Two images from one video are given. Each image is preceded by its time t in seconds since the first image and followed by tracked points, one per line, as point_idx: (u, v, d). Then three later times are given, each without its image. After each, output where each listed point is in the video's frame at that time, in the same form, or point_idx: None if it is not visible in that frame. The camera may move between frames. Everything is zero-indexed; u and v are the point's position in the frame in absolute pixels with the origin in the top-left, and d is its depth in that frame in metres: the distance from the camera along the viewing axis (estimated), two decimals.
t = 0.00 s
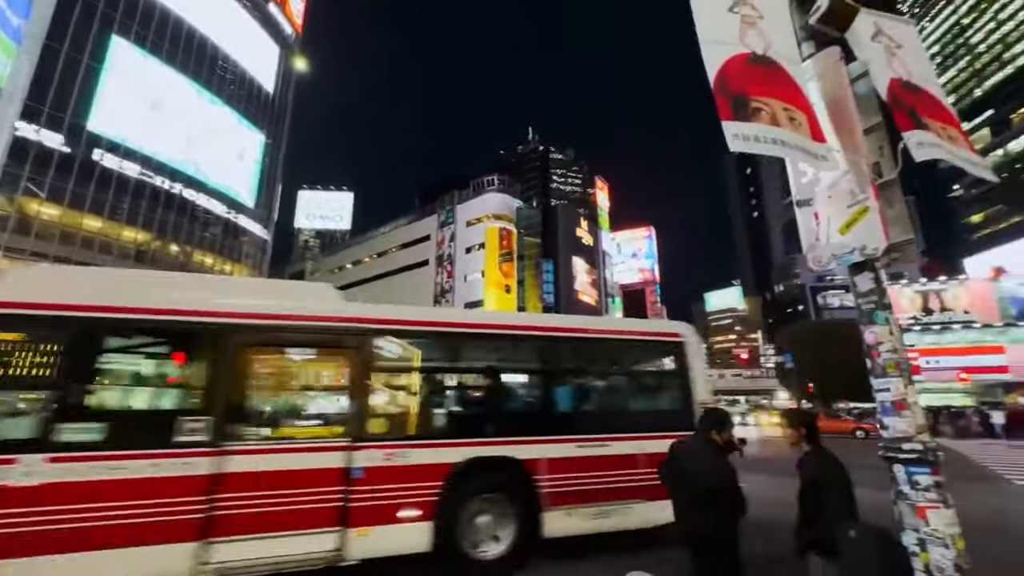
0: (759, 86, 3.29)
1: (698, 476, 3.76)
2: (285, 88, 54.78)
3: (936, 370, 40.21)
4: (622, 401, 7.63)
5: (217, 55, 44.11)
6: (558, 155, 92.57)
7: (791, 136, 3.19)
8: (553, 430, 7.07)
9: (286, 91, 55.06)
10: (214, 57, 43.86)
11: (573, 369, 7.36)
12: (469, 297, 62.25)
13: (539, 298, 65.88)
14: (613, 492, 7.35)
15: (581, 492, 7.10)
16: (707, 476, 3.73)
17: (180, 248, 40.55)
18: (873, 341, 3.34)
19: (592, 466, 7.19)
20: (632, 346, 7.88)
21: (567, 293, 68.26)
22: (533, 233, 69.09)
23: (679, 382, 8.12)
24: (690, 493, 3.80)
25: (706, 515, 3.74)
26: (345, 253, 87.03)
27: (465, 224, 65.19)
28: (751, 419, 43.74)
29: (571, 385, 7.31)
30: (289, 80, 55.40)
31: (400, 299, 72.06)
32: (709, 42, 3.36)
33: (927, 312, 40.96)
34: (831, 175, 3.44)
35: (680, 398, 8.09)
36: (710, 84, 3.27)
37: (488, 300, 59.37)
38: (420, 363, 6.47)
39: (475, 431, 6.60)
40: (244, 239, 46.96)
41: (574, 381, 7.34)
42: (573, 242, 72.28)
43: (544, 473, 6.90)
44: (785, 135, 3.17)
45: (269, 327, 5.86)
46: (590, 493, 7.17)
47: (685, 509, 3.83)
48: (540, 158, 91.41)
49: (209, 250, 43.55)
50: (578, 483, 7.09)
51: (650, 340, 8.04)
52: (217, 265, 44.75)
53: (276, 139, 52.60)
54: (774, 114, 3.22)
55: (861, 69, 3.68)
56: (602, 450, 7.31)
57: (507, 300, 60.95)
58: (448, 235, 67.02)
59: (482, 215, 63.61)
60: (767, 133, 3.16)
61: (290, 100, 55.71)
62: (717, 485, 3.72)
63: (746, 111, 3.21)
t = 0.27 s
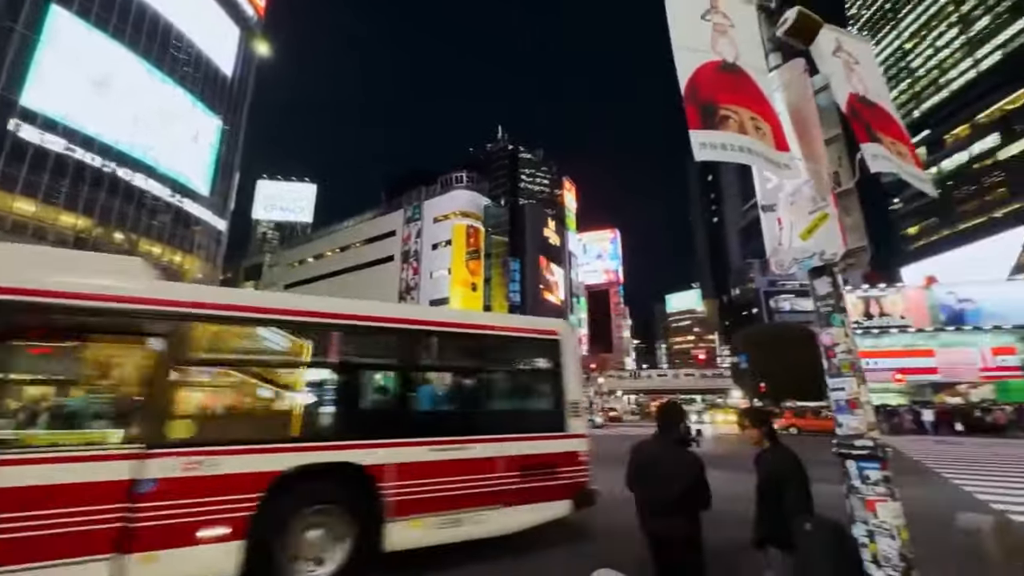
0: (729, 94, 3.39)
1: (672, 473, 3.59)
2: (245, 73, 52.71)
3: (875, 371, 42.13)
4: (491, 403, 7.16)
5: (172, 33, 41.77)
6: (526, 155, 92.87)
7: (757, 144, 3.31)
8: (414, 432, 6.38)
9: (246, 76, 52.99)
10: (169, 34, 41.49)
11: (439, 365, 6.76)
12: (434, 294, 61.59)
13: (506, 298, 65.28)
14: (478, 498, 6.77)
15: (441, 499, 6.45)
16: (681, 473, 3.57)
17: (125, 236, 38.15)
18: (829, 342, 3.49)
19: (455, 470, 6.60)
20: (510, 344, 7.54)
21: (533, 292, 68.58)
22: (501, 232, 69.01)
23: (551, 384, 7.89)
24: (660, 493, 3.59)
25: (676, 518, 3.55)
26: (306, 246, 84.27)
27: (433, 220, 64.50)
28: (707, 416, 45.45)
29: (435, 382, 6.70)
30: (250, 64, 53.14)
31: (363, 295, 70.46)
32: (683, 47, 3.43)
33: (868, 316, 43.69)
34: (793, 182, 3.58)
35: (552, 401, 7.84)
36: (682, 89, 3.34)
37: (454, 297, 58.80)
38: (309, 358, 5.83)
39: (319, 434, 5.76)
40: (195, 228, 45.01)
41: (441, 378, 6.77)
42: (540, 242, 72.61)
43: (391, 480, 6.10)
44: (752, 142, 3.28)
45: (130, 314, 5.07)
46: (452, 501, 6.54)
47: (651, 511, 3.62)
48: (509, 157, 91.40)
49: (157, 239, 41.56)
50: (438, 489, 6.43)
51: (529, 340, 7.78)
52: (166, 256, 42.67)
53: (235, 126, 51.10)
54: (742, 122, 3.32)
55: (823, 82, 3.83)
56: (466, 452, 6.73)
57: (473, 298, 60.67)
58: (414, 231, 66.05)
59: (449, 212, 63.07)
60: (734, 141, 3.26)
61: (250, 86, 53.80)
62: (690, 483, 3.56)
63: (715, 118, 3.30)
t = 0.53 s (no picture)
0: (692, 102, 3.48)
1: (631, 476, 3.64)
2: (198, 53, 49.90)
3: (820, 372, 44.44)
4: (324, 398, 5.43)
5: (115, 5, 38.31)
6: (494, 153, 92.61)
7: (716, 151, 3.42)
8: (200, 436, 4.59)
9: (200, 56, 50.19)
10: (112, 6, 38.02)
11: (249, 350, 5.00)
12: (397, 291, 60.57)
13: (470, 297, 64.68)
14: (291, 517, 5.04)
15: (232, 520, 4.69)
16: (640, 476, 3.64)
17: (59, 221, 35.50)
18: (783, 343, 3.64)
19: (255, 483, 4.82)
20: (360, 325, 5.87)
21: (498, 291, 68.54)
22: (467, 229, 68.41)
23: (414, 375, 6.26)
24: (619, 497, 3.62)
25: (633, 520, 3.60)
26: (263, 238, 80.88)
27: (397, 216, 63.37)
28: (664, 415, 46.88)
29: (238, 367, 4.90)
30: (204, 45, 50.43)
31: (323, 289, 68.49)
32: (651, 54, 3.51)
33: (813, 320, 46.29)
34: (753, 189, 3.72)
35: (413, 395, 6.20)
36: (647, 95, 3.42)
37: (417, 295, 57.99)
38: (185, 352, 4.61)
39: (158, 439, 4.38)
40: (141, 216, 42.32)
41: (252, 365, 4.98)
42: (506, 241, 72.35)
43: (176, 498, 4.42)
44: (712, 150, 3.39)
45: (6, 299, 3.94)
46: (252, 524, 4.79)
47: (610, 513, 3.64)
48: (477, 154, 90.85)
49: (94, 226, 38.52)
50: (228, 507, 4.67)
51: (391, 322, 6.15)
52: (105, 245, 39.75)
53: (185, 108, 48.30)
54: (704, 130, 3.42)
55: (782, 94, 3.93)
56: (278, 459, 4.98)
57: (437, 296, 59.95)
58: (378, 226, 64.68)
59: (415, 208, 62.10)
60: (694, 149, 3.36)
61: (203, 69, 51.17)
62: (649, 486, 3.62)
63: (677, 125, 3.38)
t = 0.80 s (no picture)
0: (654, 106, 3.54)
1: (586, 474, 3.68)
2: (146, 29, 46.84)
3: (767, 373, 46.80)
4: (38, 401, 3.96)
5: None
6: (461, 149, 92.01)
7: (678, 156, 3.50)
8: None
9: (148, 32, 47.11)
10: None
11: None
12: (358, 286, 59.17)
13: (433, 295, 62.75)
14: None
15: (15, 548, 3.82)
16: (594, 473, 3.68)
17: None
18: (736, 344, 3.76)
19: None
20: (110, 310, 4.35)
21: (462, 289, 68.15)
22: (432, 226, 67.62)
23: (195, 376, 4.81)
24: (574, 494, 3.65)
25: (588, 517, 3.63)
26: (214, 228, 77.00)
27: (360, 210, 61.88)
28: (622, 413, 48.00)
29: None
30: (153, 21, 47.35)
31: (279, 283, 66.04)
32: (616, 57, 3.54)
33: (763, 323, 48.65)
34: (711, 194, 3.82)
35: (189, 404, 4.76)
36: (612, 97, 3.45)
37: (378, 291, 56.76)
38: None
39: None
40: (77, 201, 39.27)
41: None
42: (471, 239, 71.97)
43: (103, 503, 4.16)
44: (673, 154, 3.46)
45: None
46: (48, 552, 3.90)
47: (565, 512, 3.65)
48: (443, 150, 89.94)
49: (21, 210, 35.30)
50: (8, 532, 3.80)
51: (167, 310, 4.65)
52: (35, 230, 36.59)
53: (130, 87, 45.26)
54: (664, 135, 3.48)
55: (741, 103, 4.07)
56: None
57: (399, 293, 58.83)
58: (339, 220, 62.93)
59: (378, 202, 60.83)
60: (656, 153, 3.42)
61: (152, 44, 47.80)
62: (602, 483, 3.67)
63: (638, 128, 3.43)
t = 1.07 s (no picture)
0: (617, 104, 3.56)
1: (540, 471, 3.67)
2: None
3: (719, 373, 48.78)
4: None
5: None
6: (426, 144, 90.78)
7: (640, 154, 3.51)
8: None
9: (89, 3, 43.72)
10: None
11: None
12: (316, 281, 57.33)
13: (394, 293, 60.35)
14: None
15: None
16: (549, 471, 3.68)
17: None
18: (691, 343, 3.83)
19: None
20: None
21: (424, 286, 67.31)
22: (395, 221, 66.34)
23: None
24: (526, 493, 3.62)
25: (543, 515, 3.61)
26: (160, 216, 72.56)
27: (320, 202, 59.98)
28: (582, 412, 48.79)
29: None
30: None
31: (231, 276, 63.13)
32: (580, 50, 3.55)
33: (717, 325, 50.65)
34: (671, 193, 3.89)
35: None
36: (574, 93, 3.46)
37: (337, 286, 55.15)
38: None
39: None
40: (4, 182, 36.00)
41: None
42: (436, 236, 71.12)
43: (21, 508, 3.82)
44: (634, 153, 3.47)
45: None
46: None
47: (518, 511, 3.61)
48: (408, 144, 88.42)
49: None
50: None
51: None
52: None
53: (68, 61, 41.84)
54: (627, 133, 3.50)
55: (701, 105, 4.17)
56: None
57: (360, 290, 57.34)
58: (297, 212, 60.74)
59: (339, 195, 59.12)
60: (617, 151, 3.43)
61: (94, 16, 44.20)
62: (557, 481, 3.68)
63: (600, 126, 3.43)
